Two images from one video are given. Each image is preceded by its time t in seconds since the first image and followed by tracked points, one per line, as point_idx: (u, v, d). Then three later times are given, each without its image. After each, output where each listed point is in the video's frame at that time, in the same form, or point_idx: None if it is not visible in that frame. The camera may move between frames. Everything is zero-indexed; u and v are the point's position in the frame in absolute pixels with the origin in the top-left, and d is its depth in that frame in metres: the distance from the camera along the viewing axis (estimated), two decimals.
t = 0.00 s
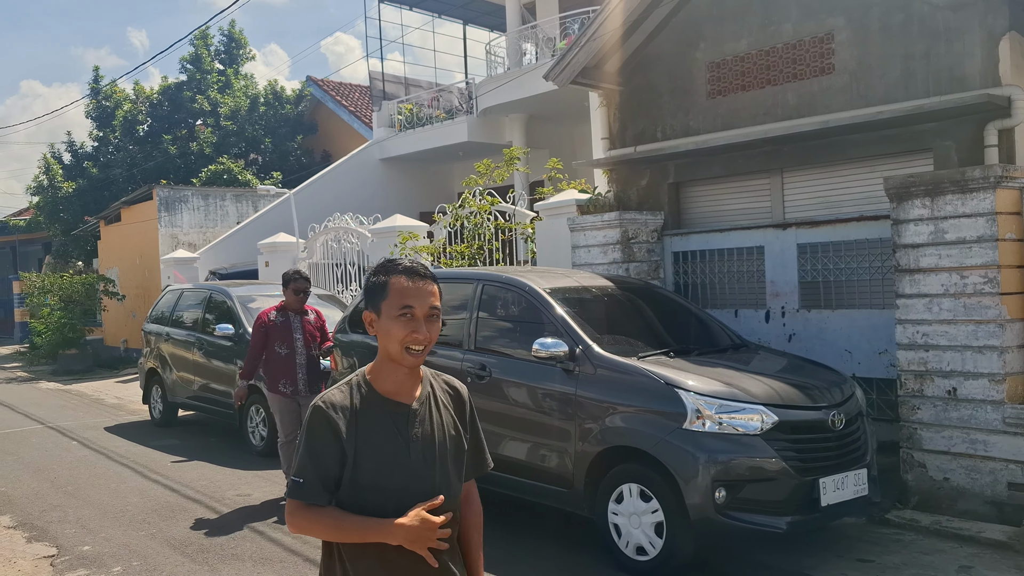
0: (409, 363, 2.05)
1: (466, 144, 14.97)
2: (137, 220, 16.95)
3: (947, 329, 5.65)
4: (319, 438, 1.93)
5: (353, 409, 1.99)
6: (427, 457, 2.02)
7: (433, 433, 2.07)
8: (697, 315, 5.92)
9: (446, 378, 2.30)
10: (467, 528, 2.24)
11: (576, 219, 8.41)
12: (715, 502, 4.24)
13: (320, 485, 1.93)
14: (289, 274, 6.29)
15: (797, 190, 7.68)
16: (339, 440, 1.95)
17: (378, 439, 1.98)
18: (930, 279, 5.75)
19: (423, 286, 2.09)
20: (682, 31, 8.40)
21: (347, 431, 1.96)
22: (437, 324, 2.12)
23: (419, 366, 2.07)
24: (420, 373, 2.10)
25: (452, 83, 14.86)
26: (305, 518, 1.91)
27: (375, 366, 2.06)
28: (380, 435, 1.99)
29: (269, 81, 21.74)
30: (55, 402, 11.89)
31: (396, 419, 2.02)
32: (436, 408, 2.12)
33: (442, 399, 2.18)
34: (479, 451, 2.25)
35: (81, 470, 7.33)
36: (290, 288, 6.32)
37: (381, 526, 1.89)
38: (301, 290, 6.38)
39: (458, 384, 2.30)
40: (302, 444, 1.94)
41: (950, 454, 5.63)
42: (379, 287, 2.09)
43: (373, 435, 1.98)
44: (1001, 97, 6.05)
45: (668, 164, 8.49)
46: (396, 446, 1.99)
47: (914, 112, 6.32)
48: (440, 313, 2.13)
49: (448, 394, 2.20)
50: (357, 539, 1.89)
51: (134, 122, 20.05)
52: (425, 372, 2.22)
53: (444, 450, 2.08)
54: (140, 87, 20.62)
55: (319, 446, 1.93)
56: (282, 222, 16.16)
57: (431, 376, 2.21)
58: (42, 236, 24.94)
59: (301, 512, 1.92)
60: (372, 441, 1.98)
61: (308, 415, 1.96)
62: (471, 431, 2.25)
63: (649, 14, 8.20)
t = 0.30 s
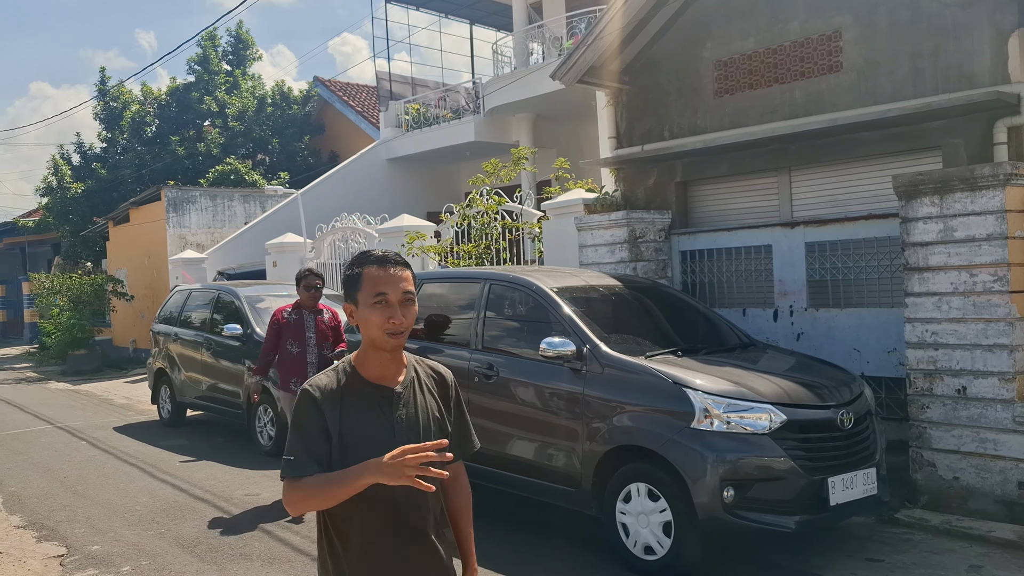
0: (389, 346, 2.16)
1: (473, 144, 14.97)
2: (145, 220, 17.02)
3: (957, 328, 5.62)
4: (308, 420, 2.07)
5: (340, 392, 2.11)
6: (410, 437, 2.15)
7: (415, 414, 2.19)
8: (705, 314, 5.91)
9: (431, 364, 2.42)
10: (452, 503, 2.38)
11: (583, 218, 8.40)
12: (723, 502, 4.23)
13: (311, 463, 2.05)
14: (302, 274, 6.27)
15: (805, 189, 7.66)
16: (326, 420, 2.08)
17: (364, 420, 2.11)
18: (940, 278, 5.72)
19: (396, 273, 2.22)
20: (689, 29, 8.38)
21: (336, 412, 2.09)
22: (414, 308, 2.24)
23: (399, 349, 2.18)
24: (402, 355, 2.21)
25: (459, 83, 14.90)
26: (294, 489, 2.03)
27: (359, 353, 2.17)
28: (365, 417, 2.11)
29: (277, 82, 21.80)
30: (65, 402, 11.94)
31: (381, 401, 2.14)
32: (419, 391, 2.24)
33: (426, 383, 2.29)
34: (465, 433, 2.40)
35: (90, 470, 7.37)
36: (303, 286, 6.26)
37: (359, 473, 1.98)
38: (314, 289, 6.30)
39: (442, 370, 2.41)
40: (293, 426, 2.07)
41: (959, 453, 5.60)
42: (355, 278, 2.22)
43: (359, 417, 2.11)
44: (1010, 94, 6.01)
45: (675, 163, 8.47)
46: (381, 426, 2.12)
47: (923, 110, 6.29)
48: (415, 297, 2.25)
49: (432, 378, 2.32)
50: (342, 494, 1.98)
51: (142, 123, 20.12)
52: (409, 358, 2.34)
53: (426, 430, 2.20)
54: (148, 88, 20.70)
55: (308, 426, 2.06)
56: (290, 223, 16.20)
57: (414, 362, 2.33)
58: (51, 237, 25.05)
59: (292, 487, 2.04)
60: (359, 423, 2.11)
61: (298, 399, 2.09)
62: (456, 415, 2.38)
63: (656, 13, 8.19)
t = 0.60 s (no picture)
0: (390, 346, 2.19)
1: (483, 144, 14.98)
2: (157, 221, 17.11)
3: (969, 328, 5.59)
4: (324, 409, 2.17)
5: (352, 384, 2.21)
6: (420, 426, 2.18)
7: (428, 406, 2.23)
8: (716, 313, 5.89)
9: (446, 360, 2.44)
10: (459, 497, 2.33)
11: (593, 218, 8.39)
12: (734, 502, 4.22)
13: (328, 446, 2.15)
14: (321, 274, 6.35)
15: (815, 188, 7.63)
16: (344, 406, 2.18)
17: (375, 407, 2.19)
18: (952, 277, 5.69)
19: (389, 275, 2.21)
20: (699, 28, 8.36)
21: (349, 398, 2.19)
22: (411, 305, 2.25)
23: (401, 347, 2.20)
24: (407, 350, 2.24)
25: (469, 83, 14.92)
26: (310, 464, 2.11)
27: (366, 354, 2.24)
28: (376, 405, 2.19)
29: (287, 83, 21.89)
30: (78, 403, 12.03)
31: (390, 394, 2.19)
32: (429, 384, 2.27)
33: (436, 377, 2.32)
34: (472, 425, 2.36)
35: (103, 470, 7.41)
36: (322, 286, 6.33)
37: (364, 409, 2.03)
38: (333, 289, 6.34)
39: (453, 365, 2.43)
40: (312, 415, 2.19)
41: (972, 453, 5.56)
42: (353, 284, 2.25)
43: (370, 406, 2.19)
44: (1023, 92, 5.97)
45: (685, 162, 8.45)
46: (390, 416, 2.16)
47: (935, 107, 6.25)
48: (411, 295, 2.26)
49: (441, 373, 2.34)
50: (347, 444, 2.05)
51: (154, 125, 20.24)
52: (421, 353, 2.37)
53: (439, 422, 2.23)
54: (159, 89, 20.82)
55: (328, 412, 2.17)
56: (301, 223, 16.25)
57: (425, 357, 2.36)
58: (64, 237, 25.24)
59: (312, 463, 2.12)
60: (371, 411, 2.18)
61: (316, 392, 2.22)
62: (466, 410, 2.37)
63: (665, 12, 8.17)
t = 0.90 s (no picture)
0: (416, 340, 2.38)
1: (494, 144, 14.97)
2: (170, 222, 17.20)
3: (983, 327, 5.53)
4: (352, 410, 2.30)
5: (378, 386, 2.34)
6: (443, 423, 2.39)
7: (446, 399, 2.44)
8: (726, 313, 5.87)
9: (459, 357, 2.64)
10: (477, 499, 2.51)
11: (603, 218, 8.38)
12: (744, 503, 4.19)
13: (357, 449, 2.27)
14: (338, 275, 6.34)
15: (827, 187, 7.59)
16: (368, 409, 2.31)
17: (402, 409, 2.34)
18: (965, 276, 5.63)
19: (412, 274, 2.42)
20: (710, 27, 8.32)
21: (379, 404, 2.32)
22: (433, 302, 2.45)
23: (425, 342, 2.40)
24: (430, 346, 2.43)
25: (480, 83, 14.95)
26: (335, 474, 2.25)
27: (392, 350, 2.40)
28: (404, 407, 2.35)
29: (299, 84, 21.96)
30: (91, 403, 12.10)
31: (416, 393, 2.37)
32: (449, 381, 2.47)
33: (454, 374, 2.52)
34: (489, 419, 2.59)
35: (115, 469, 7.46)
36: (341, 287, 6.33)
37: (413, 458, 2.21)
38: (351, 291, 6.32)
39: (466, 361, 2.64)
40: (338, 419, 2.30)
41: (987, 454, 5.51)
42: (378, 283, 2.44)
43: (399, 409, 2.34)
44: None
45: (696, 162, 8.42)
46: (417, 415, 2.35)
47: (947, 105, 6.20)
48: (433, 293, 2.46)
49: (459, 370, 2.55)
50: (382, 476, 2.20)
51: (167, 126, 20.36)
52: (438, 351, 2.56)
53: (456, 417, 2.45)
54: (172, 91, 20.95)
55: (353, 415, 2.29)
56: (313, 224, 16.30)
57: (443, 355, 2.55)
58: (78, 238, 25.40)
59: (338, 475, 2.25)
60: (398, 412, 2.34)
61: (342, 393, 2.32)
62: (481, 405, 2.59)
63: (676, 11, 8.13)
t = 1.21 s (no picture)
0: (433, 337, 2.47)
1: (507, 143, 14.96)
2: (184, 222, 17.30)
3: (999, 327, 5.48)
4: (367, 397, 2.40)
5: (394, 376, 2.44)
6: (452, 414, 2.48)
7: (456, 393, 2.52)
8: (739, 313, 5.84)
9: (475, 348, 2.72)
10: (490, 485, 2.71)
11: (616, 217, 8.35)
12: (757, 504, 4.17)
13: (369, 434, 2.39)
14: (345, 276, 6.40)
15: (841, 186, 7.54)
16: (382, 397, 2.41)
17: (415, 400, 2.44)
18: (981, 275, 5.58)
19: (434, 273, 2.51)
20: (723, 25, 8.28)
21: (393, 394, 2.42)
22: (452, 301, 2.53)
23: (442, 339, 2.49)
24: (445, 343, 2.52)
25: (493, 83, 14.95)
26: (350, 457, 2.38)
27: (408, 344, 2.50)
28: (417, 398, 2.45)
29: (313, 84, 22.05)
30: (107, 401, 12.19)
31: (429, 385, 2.46)
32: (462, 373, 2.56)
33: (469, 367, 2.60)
34: (501, 409, 2.67)
35: (130, 468, 7.51)
36: (346, 287, 6.37)
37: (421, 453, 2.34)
38: (355, 290, 6.32)
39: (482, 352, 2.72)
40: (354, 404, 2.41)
41: (1003, 455, 5.44)
42: (401, 279, 2.54)
43: (411, 399, 2.44)
44: None
45: (709, 161, 8.38)
46: (428, 405, 2.45)
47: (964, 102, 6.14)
48: (453, 292, 2.54)
49: (473, 362, 2.63)
50: (393, 464, 2.34)
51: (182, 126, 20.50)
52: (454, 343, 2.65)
53: (466, 411, 2.53)
54: (187, 91, 21.09)
55: (366, 402, 2.40)
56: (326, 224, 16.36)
57: (459, 348, 2.63)
58: (94, 238, 25.59)
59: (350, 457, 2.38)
60: (410, 401, 2.44)
61: (360, 380, 2.42)
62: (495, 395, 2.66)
63: (689, 10, 8.10)
